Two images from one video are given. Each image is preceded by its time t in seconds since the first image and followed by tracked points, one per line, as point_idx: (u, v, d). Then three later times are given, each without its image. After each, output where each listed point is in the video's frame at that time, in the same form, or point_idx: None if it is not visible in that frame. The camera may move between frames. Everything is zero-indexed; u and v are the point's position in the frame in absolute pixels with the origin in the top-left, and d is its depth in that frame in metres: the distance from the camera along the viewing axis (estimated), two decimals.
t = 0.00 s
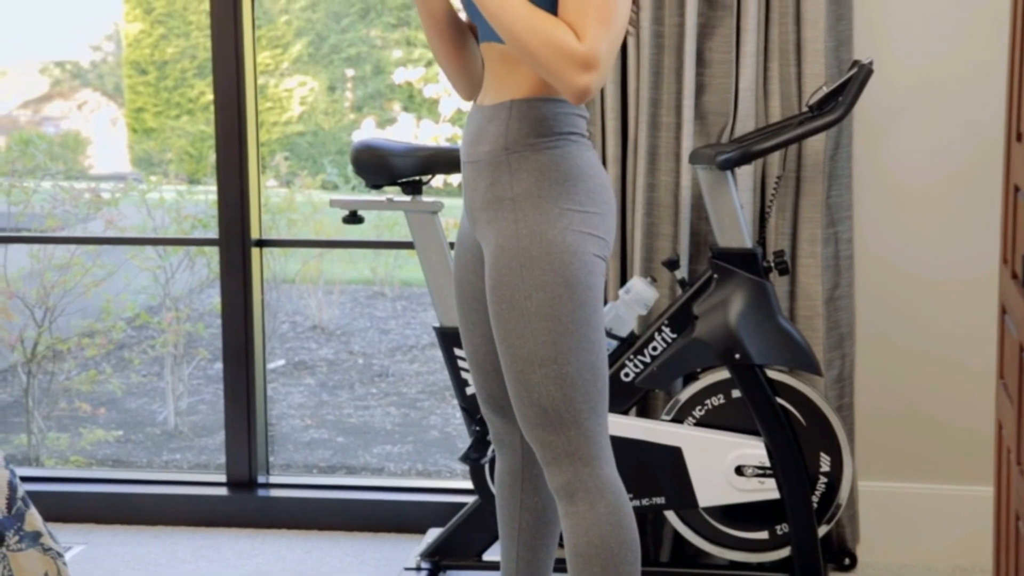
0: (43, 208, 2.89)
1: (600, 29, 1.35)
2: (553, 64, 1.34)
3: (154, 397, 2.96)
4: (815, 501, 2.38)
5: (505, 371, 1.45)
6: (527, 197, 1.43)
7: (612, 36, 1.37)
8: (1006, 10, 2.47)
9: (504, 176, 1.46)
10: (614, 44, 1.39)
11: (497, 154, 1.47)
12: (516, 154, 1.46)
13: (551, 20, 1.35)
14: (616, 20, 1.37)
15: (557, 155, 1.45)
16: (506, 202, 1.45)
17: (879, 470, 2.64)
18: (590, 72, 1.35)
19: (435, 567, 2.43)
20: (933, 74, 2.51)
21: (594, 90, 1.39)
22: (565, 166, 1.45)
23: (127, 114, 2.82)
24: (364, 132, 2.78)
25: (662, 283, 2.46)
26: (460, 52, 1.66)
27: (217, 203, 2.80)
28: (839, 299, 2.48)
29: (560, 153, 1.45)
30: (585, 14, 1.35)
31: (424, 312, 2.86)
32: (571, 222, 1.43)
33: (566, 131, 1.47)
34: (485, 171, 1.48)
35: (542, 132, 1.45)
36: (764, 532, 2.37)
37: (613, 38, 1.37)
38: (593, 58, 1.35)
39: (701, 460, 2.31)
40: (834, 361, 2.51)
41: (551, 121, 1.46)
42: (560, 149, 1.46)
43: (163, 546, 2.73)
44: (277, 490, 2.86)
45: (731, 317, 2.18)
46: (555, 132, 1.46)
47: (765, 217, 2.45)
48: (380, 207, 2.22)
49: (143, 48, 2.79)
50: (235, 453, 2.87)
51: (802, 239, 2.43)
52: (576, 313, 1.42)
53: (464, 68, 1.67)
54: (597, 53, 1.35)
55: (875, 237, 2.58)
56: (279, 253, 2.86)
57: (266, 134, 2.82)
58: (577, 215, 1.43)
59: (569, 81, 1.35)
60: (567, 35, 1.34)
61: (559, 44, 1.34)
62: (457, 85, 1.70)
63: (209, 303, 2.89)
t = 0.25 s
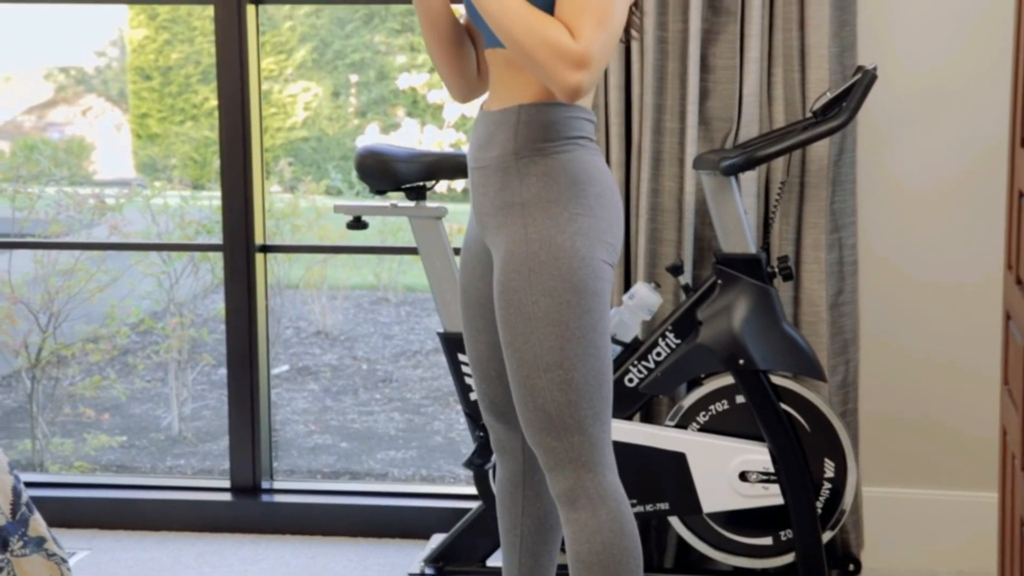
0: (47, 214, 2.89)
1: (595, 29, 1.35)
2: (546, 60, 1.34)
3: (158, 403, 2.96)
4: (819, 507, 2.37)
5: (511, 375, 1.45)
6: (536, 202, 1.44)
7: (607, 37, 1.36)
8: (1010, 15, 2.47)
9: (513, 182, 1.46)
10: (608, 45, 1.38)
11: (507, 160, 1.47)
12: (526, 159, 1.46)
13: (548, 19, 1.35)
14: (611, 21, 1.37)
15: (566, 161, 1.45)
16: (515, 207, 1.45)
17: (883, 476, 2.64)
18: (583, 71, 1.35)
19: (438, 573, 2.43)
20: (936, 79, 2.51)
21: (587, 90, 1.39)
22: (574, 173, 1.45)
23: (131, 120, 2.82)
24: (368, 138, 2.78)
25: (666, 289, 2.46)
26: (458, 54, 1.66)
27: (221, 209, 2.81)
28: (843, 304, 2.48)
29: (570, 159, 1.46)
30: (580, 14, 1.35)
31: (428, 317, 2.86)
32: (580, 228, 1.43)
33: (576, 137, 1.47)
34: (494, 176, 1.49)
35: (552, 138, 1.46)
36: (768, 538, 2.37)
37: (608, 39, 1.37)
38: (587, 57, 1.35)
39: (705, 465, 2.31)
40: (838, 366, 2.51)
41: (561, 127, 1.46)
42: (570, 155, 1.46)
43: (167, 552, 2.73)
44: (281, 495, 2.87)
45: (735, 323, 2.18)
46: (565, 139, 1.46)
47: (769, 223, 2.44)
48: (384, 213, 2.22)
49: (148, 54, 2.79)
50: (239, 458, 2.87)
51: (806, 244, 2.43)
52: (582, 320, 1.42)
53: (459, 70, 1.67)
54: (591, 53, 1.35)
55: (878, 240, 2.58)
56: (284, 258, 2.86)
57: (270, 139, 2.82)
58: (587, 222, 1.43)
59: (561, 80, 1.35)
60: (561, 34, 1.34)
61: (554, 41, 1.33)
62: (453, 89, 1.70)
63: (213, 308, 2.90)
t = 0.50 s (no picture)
0: (51, 221, 2.89)
1: (569, 25, 1.33)
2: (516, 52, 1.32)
3: (162, 410, 2.96)
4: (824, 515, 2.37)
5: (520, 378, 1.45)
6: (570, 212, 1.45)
7: (581, 36, 1.33)
8: (1014, 21, 2.47)
9: (547, 192, 1.47)
10: (586, 43, 1.36)
11: (539, 168, 1.48)
12: (559, 167, 1.46)
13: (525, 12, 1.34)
14: (589, 21, 1.34)
15: (601, 171, 1.46)
16: (551, 216, 1.46)
17: (888, 483, 2.64)
18: (553, 67, 1.33)
19: None
20: (941, 84, 2.50)
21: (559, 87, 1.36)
22: (608, 184, 1.46)
23: (136, 127, 2.83)
24: (372, 144, 2.78)
25: (669, 296, 2.45)
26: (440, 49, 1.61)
27: (226, 215, 2.81)
28: (847, 311, 2.48)
29: (606, 169, 1.47)
30: (557, 9, 1.33)
31: (432, 324, 2.86)
32: (613, 239, 1.44)
33: (609, 149, 1.48)
34: (527, 184, 1.49)
35: (586, 147, 1.47)
36: (773, 545, 2.36)
37: (585, 37, 1.34)
38: (557, 53, 1.32)
39: (710, 472, 2.30)
40: (842, 373, 2.50)
41: (592, 136, 1.47)
42: (605, 165, 1.47)
43: (171, 559, 2.73)
44: (285, 502, 2.87)
45: (740, 329, 2.18)
46: (602, 150, 1.48)
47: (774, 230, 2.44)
48: (387, 219, 2.22)
49: (152, 61, 2.80)
50: (243, 465, 2.87)
51: (810, 251, 2.43)
52: (600, 328, 1.42)
53: (444, 61, 1.62)
54: (560, 50, 1.32)
55: (881, 245, 2.58)
56: (288, 265, 2.86)
57: (275, 146, 2.82)
58: (618, 233, 1.45)
59: (529, 73, 1.33)
60: (533, 27, 1.32)
61: (523, 33, 1.32)
62: (429, 85, 1.65)
63: (218, 315, 2.90)
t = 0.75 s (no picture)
0: (56, 230, 2.90)
1: (536, 77, 1.35)
2: (484, 98, 1.35)
3: (166, 418, 2.96)
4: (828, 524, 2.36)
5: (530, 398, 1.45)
6: (618, 262, 1.49)
7: (549, 88, 1.36)
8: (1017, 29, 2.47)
9: (596, 240, 1.51)
10: (553, 97, 1.38)
11: (585, 218, 1.52)
12: (605, 217, 1.51)
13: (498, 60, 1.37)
14: (559, 75, 1.36)
15: (647, 224, 1.52)
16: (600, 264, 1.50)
17: (892, 492, 2.64)
18: (519, 117, 1.35)
19: None
20: (944, 92, 2.50)
21: (524, 136, 1.39)
22: (656, 239, 1.51)
23: (139, 135, 2.83)
24: (377, 153, 2.78)
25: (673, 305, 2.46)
26: (409, 86, 1.70)
27: (230, 224, 2.81)
28: (851, 320, 2.48)
29: (652, 223, 1.52)
30: (528, 59, 1.35)
31: (436, 332, 2.86)
32: (660, 291, 1.49)
33: (653, 210, 1.54)
34: (572, 232, 1.53)
35: (631, 201, 1.52)
36: (777, 554, 2.37)
37: (552, 91, 1.37)
38: (522, 103, 1.35)
39: (714, 480, 2.30)
40: (846, 382, 2.50)
41: (635, 191, 1.53)
42: (652, 219, 1.52)
43: (175, 568, 2.73)
44: (289, 511, 2.87)
45: (743, 339, 2.18)
46: (648, 208, 1.54)
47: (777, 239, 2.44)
48: (391, 228, 2.22)
49: (156, 70, 2.80)
50: (247, 474, 2.87)
51: (813, 259, 2.43)
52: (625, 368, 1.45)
53: (411, 105, 1.71)
54: (526, 100, 1.35)
55: (884, 252, 2.58)
56: (292, 273, 2.86)
57: (278, 155, 2.82)
58: (662, 285, 1.50)
59: (495, 120, 1.35)
60: (503, 76, 1.35)
61: (492, 80, 1.34)
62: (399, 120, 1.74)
63: (221, 324, 2.90)
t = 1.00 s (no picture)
0: (60, 241, 2.89)
1: (515, 208, 1.36)
2: (462, 221, 1.36)
3: (169, 429, 2.97)
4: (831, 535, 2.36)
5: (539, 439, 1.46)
6: (651, 339, 1.51)
7: (524, 217, 1.37)
8: (1021, 40, 2.47)
9: (628, 322, 1.53)
10: (532, 224, 1.39)
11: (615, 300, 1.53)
12: (640, 302, 1.53)
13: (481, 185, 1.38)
14: (536, 206, 1.37)
15: (683, 314, 1.53)
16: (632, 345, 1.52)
17: (895, 504, 2.64)
18: (497, 244, 1.36)
19: None
20: (947, 103, 2.50)
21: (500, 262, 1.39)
22: (691, 332, 1.52)
23: (143, 146, 2.83)
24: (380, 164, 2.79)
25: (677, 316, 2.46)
26: (389, 197, 1.71)
27: (233, 235, 2.81)
28: (854, 331, 2.48)
29: (687, 315, 1.54)
30: (506, 189, 1.36)
31: (439, 343, 2.87)
32: (693, 380, 1.50)
33: (687, 303, 1.56)
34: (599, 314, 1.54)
35: (667, 290, 1.55)
36: (780, 566, 2.36)
37: (531, 220, 1.37)
38: (498, 232, 1.35)
39: (718, 491, 2.30)
40: (850, 393, 2.50)
41: (669, 282, 1.56)
42: (688, 312, 1.54)
43: None
44: (292, 522, 2.86)
45: (746, 349, 2.17)
46: (686, 302, 1.56)
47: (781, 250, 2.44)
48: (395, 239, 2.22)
49: (160, 81, 2.80)
50: (250, 485, 2.87)
51: (817, 270, 2.43)
52: (641, 436, 1.45)
53: (388, 216, 1.72)
54: (503, 228, 1.36)
55: (888, 263, 2.57)
56: (295, 285, 2.86)
57: (282, 165, 2.83)
58: (695, 374, 1.51)
59: (467, 246, 1.36)
60: (481, 203, 1.36)
61: (471, 207, 1.35)
62: (374, 229, 1.75)
63: (225, 335, 2.90)
